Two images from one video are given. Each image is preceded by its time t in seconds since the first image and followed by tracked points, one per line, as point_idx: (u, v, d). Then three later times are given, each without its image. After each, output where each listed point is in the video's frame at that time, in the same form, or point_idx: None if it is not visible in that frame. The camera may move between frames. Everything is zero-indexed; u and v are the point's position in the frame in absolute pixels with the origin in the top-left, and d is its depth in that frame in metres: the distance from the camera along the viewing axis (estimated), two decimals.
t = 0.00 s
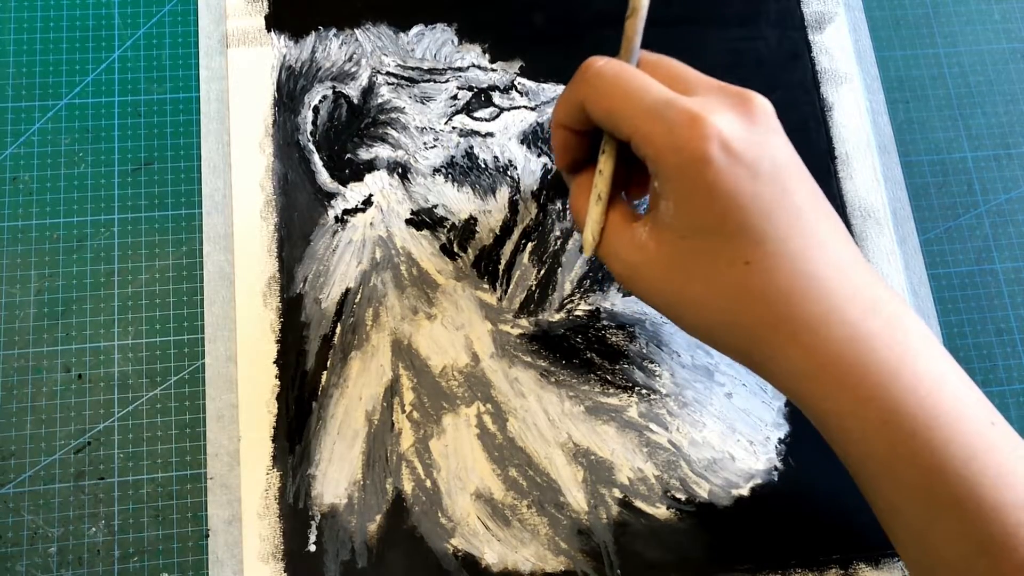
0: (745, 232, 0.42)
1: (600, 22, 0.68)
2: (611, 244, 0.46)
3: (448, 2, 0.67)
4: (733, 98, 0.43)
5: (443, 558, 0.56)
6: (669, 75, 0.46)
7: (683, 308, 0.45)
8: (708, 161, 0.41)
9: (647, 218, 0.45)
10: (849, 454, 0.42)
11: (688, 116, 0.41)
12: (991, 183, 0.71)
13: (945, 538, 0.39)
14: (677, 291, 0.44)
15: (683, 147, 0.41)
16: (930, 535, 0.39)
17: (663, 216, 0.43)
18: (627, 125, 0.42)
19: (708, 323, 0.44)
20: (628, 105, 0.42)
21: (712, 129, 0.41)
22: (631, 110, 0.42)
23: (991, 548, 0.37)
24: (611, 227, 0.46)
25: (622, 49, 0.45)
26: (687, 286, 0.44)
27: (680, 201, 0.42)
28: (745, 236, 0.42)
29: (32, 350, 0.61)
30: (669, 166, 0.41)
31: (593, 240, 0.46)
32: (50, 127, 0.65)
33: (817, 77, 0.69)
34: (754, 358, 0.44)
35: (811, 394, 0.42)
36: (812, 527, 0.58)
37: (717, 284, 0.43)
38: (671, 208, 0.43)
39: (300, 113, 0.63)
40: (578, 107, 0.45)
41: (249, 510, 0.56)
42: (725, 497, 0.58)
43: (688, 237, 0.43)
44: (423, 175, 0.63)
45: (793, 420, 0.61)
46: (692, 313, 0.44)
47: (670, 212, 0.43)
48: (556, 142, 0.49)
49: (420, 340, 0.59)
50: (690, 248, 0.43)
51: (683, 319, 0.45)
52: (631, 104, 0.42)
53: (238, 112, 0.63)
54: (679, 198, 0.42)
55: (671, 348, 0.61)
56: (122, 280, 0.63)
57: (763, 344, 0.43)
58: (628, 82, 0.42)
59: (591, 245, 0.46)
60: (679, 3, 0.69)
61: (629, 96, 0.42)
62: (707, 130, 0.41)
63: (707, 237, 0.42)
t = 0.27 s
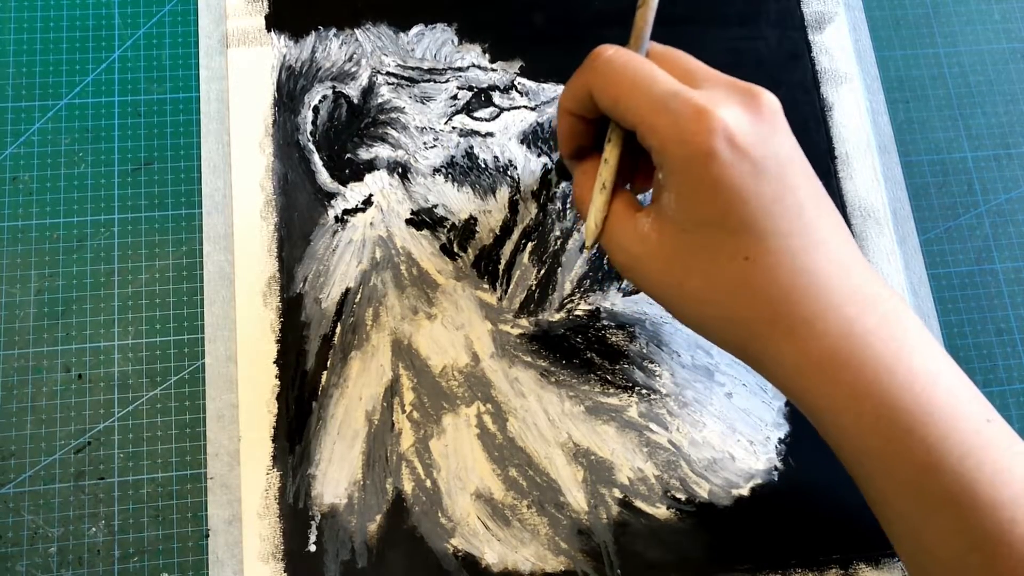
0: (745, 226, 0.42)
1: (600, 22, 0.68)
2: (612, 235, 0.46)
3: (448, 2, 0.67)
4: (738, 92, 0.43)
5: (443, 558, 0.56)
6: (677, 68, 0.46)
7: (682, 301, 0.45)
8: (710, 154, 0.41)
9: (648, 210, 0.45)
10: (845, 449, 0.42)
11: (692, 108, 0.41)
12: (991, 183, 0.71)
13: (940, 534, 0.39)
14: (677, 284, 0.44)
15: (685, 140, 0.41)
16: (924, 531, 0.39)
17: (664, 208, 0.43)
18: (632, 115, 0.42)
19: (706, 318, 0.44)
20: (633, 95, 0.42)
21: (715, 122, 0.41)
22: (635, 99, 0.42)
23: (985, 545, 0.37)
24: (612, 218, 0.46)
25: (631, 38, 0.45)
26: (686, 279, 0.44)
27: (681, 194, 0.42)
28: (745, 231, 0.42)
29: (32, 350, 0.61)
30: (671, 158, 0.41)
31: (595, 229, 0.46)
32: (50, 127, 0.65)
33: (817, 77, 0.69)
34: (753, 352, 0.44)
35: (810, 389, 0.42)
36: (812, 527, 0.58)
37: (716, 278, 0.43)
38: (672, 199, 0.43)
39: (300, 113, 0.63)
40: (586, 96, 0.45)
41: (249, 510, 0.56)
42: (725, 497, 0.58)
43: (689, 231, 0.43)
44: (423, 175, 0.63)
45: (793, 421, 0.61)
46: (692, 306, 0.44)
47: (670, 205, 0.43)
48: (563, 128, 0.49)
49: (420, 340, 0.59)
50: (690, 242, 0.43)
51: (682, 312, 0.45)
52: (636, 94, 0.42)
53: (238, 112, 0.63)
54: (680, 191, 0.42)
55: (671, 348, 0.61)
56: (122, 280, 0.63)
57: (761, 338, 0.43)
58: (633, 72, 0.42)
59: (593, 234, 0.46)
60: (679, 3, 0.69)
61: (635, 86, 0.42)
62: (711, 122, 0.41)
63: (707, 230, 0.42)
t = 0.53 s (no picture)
0: (747, 225, 0.42)
1: (600, 22, 0.68)
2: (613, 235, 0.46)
3: (448, 2, 0.67)
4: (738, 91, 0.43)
5: (443, 558, 0.56)
6: (675, 69, 0.46)
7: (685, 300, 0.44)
8: (712, 153, 0.41)
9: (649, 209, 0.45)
10: (849, 448, 0.42)
11: (693, 108, 0.41)
12: (991, 183, 0.71)
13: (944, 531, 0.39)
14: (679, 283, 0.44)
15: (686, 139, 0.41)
16: (929, 529, 0.39)
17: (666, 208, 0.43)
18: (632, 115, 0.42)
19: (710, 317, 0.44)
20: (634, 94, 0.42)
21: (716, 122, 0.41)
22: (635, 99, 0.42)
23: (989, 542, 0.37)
24: (614, 217, 0.46)
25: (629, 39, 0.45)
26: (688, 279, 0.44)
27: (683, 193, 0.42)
28: (747, 229, 0.42)
29: (32, 350, 0.61)
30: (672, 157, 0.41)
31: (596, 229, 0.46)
32: (50, 127, 0.65)
33: (817, 77, 0.69)
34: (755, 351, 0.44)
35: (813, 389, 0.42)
36: (812, 527, 0.58)
37: (720, 276, 0.43)
38: (674, 198, 0.43)
39: (300, 113, 0.63)
40: (585, 98, 0.45)
41: (249, 510, 0.56)
42: (725, 497, 0.58)
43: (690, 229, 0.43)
44: (423, 175, 0.63)
45: (793, 421, 0.61)
46: (695, 305, 0.44)
47: (672, 204, 0.43)
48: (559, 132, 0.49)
49: (420, 340, 0.59)
50: (693, 241, 0.43)
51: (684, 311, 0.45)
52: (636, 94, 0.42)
53: (238, 112, 0.63)
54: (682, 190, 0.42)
55: (671, 348, 0.61)
56: (122, 280, 0.63)
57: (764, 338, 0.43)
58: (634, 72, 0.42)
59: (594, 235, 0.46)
60: (679, 3, 0.69)
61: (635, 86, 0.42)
62: (712, 121, 0.41)
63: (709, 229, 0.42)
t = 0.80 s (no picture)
0: (749, 224, 0.42)
1: (600, 23, 0.68)
2: (616, 233, 0.46)
3: (448, 2, 0.67)
4: (742, 91, 0.43)
5: (443, 558, 0.56)
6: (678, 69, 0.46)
7: (686, 297, 0.44)
8: (713, 152, 0.41)
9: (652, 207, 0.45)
10: (849, 446, 0.42)
11: (696, 106, 0.41)
12: (991, 183, 0.71)
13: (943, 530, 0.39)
14: (681, 281, 0.44)
15: (690, 137, 0.41)
16: (929, 527, 0.39)
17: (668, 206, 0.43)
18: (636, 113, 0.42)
19: (710, 316, 0.44)
20: (637, 92, 0.42)
21: (719, 121, 0.41)
22: (639, 97, 0.42)
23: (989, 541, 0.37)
24: (616, 217, 0.46)
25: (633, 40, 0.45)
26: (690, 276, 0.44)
27: (686, 191, 0.42)
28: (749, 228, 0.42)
29: (32, 350, 0.61)
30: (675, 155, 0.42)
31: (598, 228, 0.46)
32: (50, 127, 0.65)
33: (817, 77, 0.69)
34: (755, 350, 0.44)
35: (814, 387, 0.42)
36: (812, 527, 0.58)
37: (721, 274, 0.43)
38: (677, 196, 0.43)
39: (300, 113, 0.63)
40: (586, 95, 0.45)
41: (249, 510, 0.56)
42: (725, 497, 0.58)
43: (693, 228, 0.43)
44: (423, 175, 0.63)
45: (792, 421, 0.61)
46: (695, 303, 0.44)
47: (675, 202, 0.43)
48: (563, 130, 0.49)
49: (420, 340, 0.59)
50: (694, 239, 0.43)
51: (685, 309, 0.45)
52: (640, 92, 0.42)
53: (238, 112, 0.63)
54: (685, 188, 0.42)
55: (671, 348, 0.61)
56: (122, 280, 0.63)
57: (765, 336, 0.43)
58: (637, 71, 0.42)
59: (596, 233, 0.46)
60: (679, 3, 0.69)
61: (639, 85, 0.42)
62: (714, 121, 0.41)
63: (710, 227, 0.42)
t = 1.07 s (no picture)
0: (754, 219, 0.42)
1: (600, 23, 0.68)
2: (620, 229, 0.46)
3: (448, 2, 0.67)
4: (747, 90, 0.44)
5: (443, 558, 0.56)
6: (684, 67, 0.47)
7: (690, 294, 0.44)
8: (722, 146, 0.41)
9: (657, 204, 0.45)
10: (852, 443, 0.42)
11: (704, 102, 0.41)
12: (991, 183, 0.71)
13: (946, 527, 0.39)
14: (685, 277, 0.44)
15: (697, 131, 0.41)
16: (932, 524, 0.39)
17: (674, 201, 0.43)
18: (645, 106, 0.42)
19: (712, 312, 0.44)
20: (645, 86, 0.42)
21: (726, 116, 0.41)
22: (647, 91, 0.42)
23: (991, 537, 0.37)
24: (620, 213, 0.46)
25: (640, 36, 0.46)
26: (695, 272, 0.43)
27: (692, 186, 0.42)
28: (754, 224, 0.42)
29: (32, 350, 0.61)
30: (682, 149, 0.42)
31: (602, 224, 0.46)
32: (50, 127, 0.65)
33: (817, 77, 0.69)
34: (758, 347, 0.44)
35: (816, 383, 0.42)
36: (812, 527, 0.58)
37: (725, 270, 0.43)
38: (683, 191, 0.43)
39: (300, 113, 0.63)
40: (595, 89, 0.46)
41: (249, 510, 0.56)
42: (725, 497, 0.58)
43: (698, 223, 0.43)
44: (423, 175, 0.63)
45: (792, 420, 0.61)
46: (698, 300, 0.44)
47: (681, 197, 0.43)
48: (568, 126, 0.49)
49: (420, 340, 0.59)
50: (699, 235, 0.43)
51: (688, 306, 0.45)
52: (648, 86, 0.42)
53: (238, 111, 0.63)
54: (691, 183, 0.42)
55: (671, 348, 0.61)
56: (122, 280, 0.63)
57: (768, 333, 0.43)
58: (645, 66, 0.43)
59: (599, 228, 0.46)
60: (679, 3, 0.69)
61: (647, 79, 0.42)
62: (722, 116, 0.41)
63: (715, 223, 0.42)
